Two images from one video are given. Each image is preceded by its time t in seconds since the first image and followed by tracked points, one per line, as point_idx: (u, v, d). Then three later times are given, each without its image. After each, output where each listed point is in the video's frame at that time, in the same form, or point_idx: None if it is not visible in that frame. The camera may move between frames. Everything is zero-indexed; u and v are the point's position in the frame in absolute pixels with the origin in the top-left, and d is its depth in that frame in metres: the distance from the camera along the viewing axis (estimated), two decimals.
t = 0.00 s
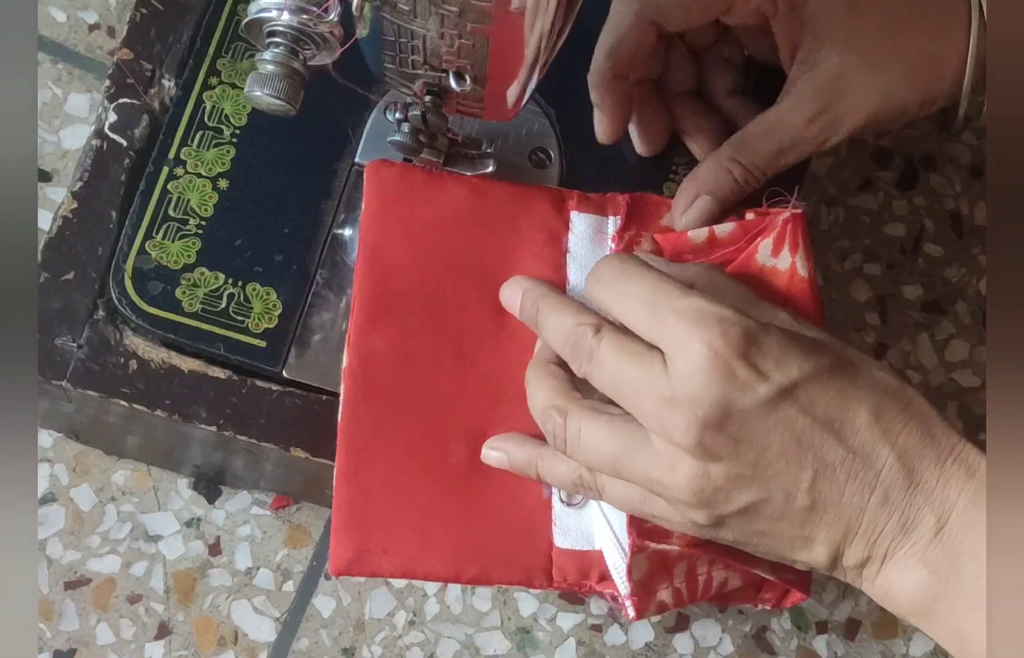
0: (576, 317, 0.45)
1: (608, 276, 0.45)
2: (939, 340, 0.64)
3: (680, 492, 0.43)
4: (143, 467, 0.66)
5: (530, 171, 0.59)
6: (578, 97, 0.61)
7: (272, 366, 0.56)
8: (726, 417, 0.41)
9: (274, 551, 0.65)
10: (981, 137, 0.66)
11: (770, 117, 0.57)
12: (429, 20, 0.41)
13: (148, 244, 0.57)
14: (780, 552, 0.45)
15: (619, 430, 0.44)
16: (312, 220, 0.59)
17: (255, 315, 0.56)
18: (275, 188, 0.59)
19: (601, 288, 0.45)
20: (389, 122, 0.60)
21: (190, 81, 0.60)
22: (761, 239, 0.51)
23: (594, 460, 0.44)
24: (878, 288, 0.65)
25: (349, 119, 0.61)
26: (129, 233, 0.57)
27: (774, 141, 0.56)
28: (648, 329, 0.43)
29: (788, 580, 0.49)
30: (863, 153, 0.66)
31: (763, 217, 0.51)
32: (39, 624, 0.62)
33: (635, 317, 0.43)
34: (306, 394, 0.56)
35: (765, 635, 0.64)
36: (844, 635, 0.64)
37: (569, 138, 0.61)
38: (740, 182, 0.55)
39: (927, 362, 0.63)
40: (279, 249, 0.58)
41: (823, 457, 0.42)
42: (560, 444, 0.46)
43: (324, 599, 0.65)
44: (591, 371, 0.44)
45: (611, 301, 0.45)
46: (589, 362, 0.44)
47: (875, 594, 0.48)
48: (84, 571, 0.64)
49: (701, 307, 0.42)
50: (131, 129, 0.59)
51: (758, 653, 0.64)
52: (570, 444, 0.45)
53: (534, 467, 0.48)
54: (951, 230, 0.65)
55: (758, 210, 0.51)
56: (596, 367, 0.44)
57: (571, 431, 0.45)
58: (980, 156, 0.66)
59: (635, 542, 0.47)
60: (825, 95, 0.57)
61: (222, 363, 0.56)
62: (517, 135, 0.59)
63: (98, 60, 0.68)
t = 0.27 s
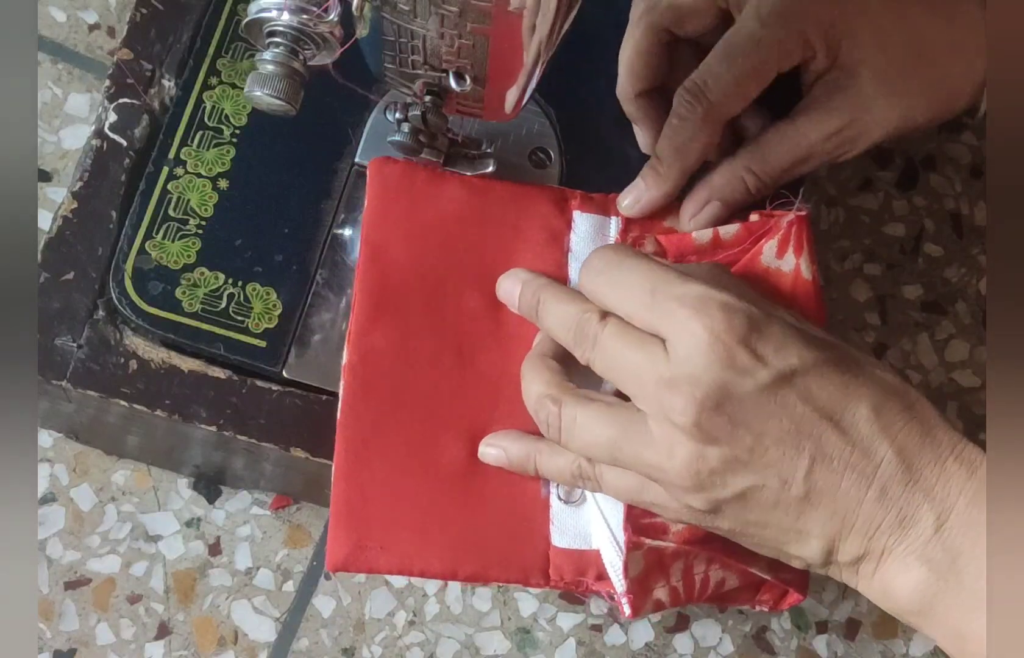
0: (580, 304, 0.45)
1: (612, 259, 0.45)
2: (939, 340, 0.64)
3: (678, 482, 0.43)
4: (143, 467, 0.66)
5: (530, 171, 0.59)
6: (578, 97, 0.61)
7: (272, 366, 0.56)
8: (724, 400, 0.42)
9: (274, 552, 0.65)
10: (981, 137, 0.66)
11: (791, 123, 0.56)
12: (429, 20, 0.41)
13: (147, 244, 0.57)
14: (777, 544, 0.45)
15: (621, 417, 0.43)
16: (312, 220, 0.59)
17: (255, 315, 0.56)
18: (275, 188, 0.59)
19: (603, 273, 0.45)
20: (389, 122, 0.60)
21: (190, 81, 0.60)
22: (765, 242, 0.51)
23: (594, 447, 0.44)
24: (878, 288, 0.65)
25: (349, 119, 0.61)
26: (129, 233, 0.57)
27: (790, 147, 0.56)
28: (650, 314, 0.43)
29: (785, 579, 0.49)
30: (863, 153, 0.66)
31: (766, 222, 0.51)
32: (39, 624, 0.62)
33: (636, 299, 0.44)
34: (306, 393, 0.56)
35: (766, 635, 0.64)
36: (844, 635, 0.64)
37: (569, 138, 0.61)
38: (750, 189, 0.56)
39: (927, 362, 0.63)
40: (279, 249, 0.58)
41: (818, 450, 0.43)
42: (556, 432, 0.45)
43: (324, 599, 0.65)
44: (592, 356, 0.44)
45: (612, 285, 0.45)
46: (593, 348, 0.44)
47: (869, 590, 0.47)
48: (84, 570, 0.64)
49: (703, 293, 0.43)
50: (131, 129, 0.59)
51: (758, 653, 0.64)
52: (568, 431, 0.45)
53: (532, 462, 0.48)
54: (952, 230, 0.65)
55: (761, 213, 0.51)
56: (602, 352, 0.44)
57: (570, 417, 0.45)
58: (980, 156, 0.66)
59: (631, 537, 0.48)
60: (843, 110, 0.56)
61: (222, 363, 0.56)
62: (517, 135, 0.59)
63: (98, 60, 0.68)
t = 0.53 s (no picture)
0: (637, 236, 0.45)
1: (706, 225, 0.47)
2: (939, 340, 0.64)
3: (721, 438, 0.43)
4: (144, 467, 0.66)
5: (530, 171, 0.59)
6: (578, 97, 0.61)
7: (272, 366, 0.56)
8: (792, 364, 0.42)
9: (274, 552, 0.65)
10: (980, 137, 0.66)
11: (802, 117, 0.56)
12: (429, 20, 0.41)
13: (147, 244, 0.57)
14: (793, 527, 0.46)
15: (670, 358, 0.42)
16: (311, 220, 0.59)
17: (255, 315, 0.56)
18: (274, 188, 0.59)
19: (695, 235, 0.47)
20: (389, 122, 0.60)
21: (190, 81, 0.60)
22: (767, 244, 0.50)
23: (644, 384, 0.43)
24: (878, 288, 0.65)
25: (349, 119, 0.61)
26: (129, 233, 0.57)
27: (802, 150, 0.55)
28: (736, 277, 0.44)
29: (786, 580, 0.48)
30: (864, 153, 0.66)
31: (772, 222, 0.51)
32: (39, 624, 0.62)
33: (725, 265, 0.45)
34: (306, 394, 0.56)
35: (767, 635, 0.64)
36: (844, 635, 0.64)
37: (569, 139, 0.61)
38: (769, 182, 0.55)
39: (928, 362, 0.63)
40: (279, 249, 0.58)
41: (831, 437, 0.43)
42: (610, 358, 0.44)
43: (324, 598, 0.65)
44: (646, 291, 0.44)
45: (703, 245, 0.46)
46: (643, 279, 0.44)
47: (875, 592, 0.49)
48: (84, 570, 0.64)
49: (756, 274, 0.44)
50: (131, 129, 0.59)
51: (758, 653, 0.64)
52: (622, 363, 0.43)
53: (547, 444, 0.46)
54: (952, 230, 0.65)
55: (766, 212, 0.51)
56: (660, 280, 0.43)
57: (632, 347, 0.43)
58: (979, 156, 0.66)
59: (643, 536, 0.45)
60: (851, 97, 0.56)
61: (222, 363, 0.56)
62: (517, 135, 0.59)
63: (98, 60, 0.68)
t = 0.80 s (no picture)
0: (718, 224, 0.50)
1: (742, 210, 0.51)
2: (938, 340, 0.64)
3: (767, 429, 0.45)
4: (144, 467, 0.66)
5: (530, 171, 0.59)
6: (578, 97, 0.61)
7: (272, 366, 0.56)
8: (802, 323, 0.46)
9: (274, 552, 0.65)
10: (981, 136, 0.66)
11: (803, 127, 0.58)
12: (429, 20, 0.41)
13: (147, 244, 0.57)
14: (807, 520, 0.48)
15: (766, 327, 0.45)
16: (311, 220, 0.59)
17: (255, 315, 0.56)
18: (274, 188, 0.59)
19: (743, 216, 0.51)
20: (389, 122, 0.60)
21: (190, 81, 0.60)
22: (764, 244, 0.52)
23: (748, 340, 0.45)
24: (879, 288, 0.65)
25: (349, 119, 0.61)
26: (129, 233, 0.57)
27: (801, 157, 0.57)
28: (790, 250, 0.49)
29: (787, 586, 0.50)
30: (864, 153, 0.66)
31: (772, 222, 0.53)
32: (39, 624, 0.62)
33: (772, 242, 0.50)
34: (306, 394, 0.56)
35: (767, 634, 0.64)
36: (844, 635, 0.64)
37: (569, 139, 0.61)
38: (762, 193, 0.57)
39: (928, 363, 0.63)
40: (279, 249, 0.58)
41: (893, 415, 0.46)
42: (719, 319, 0.46)
43: (324, 599, 0.65)
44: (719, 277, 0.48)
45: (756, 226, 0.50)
46: (725, 258, 0.48)
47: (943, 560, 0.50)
48: (84, 570, 0.64)
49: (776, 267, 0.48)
50: (131, 129, 0.59)
51: (758, 653, 0.64)
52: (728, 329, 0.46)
53: (675, 391, 0.45)
54: (951, 230, 0.65)
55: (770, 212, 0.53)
56: (738, 265, 0.48)
57: (737, 310, 0.46)
58: (980, 156, 0.66)
59: (648, 543, 0.45)
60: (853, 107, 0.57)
61: (222, 363, 0.56)
62: (517, 135, 0.59)
63: (98, 60, 0.68)
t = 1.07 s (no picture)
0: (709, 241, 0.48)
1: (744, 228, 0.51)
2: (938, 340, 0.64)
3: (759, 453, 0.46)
4: (144, 467, 0.66)
5: (530, 172, 0.59)
6: (578, 97, 0.61)
7: (272, 366, 0.56)
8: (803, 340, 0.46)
9: (274, 551, 0.65)
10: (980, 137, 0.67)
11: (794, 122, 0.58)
12: (429, 20, 0.41)
13: (148, 244, 0.57)
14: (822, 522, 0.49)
15: (747, 349, 0.46)
16: (311, 220, 0.59)
17: (255, 316, 0.56)
18: (274, 188, 0.59)
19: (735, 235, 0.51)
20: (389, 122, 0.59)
21: (190, 81, 0.60)
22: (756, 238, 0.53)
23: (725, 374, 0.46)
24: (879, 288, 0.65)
25: (350, 119, 0.61)
26: (129, 233, 0.57)
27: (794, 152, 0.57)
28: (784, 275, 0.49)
29: (773, 574, 0.50)
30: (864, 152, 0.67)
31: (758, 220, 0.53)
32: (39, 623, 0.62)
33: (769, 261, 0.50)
34: (306, 394, 0.56)
35: (767, 635, 0.64)
36: (844, 635, 0.64)
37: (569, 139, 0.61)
38: (748, 182, 0.57)
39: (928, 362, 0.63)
40: (279, 249, 0.58)
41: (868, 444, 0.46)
42: (695, 353, 0.47)
43: (324, 598, 0.65)
44: (708, 290, 0.47)
45: (756, 244, 0.50)
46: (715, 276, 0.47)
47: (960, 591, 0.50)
48: (84, 570, 0.64)
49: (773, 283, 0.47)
50: (131, 129, 0.59)
51: (758, 653, 0.64)
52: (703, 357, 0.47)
53: (628, 444, 0.47)
54: (952, 230, 0.65)
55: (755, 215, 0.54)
56: (731, 280, 0.47)
57: (715, 344, 0.47)
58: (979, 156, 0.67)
59: (623, 527, 0.48)
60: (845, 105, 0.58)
61: (222, 363, 0.56)
62: (518, 135, 0.59)
63: (98, 60, 0.68)
